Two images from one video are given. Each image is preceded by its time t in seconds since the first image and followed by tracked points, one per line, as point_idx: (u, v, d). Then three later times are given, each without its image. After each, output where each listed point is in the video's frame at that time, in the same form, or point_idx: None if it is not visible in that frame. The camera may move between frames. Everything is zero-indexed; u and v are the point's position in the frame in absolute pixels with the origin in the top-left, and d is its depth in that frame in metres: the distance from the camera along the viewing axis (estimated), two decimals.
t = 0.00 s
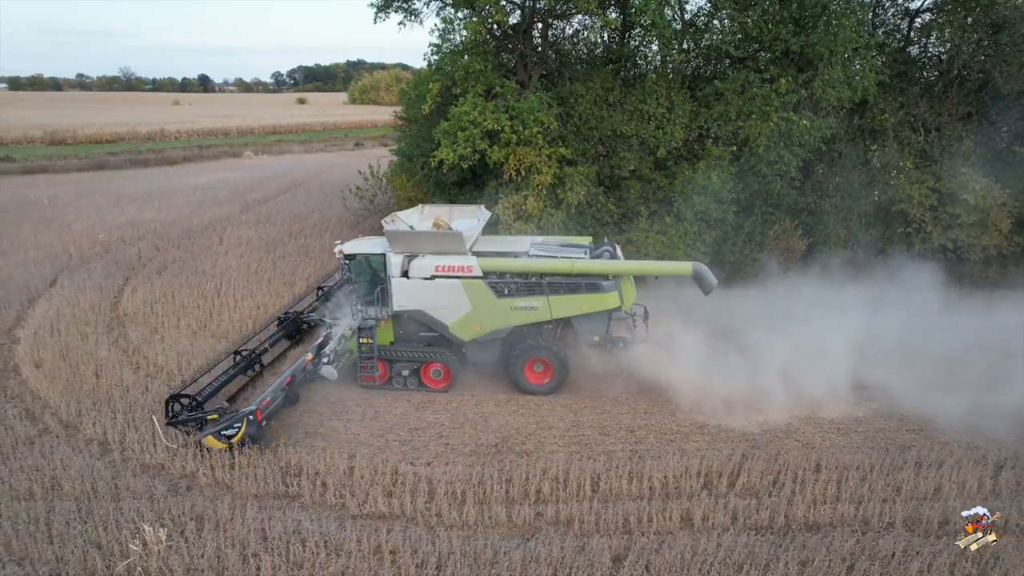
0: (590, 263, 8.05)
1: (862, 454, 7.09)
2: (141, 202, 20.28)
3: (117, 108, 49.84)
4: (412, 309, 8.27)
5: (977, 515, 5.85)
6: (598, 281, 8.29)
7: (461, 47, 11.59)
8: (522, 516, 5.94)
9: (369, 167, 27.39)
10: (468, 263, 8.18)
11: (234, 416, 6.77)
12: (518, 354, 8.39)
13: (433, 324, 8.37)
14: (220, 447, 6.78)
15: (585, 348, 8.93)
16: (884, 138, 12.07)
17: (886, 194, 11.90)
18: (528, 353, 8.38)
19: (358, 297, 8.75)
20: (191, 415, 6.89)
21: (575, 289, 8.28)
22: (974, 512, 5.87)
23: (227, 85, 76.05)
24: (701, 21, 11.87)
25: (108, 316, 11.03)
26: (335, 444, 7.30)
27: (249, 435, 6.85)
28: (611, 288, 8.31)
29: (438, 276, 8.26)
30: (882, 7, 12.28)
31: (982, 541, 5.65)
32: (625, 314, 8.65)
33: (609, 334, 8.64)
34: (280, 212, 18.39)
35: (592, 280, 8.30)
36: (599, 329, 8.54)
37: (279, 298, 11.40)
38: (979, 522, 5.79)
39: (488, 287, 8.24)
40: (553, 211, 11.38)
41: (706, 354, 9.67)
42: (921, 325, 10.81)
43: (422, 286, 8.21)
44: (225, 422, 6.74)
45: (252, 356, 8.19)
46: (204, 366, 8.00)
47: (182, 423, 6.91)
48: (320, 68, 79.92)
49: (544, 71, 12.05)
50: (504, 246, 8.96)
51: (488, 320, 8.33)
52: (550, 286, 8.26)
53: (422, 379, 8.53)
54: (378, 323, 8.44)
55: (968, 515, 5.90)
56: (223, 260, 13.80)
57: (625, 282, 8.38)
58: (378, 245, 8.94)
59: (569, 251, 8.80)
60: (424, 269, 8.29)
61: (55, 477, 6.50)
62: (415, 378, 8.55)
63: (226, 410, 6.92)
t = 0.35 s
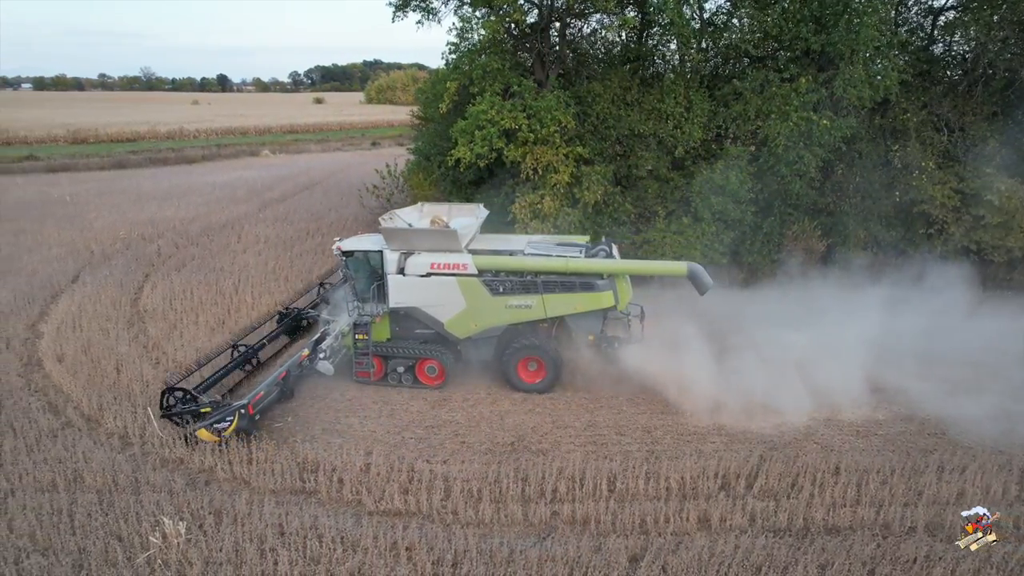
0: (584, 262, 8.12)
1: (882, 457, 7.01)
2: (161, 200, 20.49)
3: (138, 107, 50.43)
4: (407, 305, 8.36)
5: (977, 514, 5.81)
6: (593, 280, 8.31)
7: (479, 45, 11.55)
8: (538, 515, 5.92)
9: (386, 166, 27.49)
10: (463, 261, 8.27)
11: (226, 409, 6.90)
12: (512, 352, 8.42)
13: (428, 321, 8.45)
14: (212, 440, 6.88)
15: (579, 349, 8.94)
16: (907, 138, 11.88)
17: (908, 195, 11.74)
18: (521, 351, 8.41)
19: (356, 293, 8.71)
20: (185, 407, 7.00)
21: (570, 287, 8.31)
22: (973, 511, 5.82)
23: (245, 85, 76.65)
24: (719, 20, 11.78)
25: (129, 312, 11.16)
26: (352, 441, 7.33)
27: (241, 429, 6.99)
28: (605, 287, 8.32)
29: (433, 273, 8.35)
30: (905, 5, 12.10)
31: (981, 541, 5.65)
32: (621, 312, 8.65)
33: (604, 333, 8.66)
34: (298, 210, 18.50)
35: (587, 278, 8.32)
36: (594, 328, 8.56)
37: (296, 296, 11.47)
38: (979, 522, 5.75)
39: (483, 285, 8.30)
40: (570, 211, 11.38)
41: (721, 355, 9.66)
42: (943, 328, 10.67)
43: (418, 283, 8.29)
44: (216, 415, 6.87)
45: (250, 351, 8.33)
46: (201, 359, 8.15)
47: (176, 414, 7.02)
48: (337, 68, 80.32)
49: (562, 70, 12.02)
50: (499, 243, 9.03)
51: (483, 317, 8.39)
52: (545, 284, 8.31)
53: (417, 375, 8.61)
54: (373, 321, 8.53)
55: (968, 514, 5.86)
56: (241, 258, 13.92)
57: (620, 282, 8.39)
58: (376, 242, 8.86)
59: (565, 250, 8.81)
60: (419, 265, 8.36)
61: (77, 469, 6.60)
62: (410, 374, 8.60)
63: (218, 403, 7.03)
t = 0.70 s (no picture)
0: (580, 260, 8.22)
1: (910, 461, 6.91)
2: (184, 198, 20.69)
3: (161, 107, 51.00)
4: (407, 302, 8.51)
5: (978, 515, 5.80)
6: (591, 278, 8.36)
7: (501, 45, 11.53)
8: (561, 514, 5.90)
9: (405, 165, 27.57)
10: (462, 258, 8.41)
11: (224, 403, 7.15)
12: (510, 350, 8.54)
13: (428, 319, 8.59)
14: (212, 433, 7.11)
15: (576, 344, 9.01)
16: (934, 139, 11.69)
17: (934, 196, 11.58)
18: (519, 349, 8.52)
19: (357, 290, 8.85)
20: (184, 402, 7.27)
21: (567, 285, 8.38)
22: (974, 512, 5.82)
23: (266, 85, 77.26)
24: (743, 19, 11.70)
25: (153, 308, 11.29)
26: (374, 438, 7.36)
27: (239, 421, 7.24)
28: (603, 285, 8.34)
29: (432, 270, 8.49)
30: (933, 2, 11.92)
31: (981, 541, 5.64)
32: (620, 311, 8.63)
33: (603, 331, 8.68)
34: (318, 209, 18.61)
35: (585, 277, 8.39)
36: (593, 327, 8.58)
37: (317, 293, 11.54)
38: (978, 521, 5.74)
39: (481, 282, 8.41)
40: (591, 210, 11.35)
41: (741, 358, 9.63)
42: (970, 332, 10.50)
43: (417, 280, 8.44)
44: (215, 409, 7.12)
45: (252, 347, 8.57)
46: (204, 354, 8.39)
47: (175, 408, 7.24)
48: (356, 68, 80.74)
49: (583, 69, 12.01)
50: (498, 242, 9.17)
51: (481, 315, 8.50)
52: (542, 282, 8.39)
53: (417, 372, 8.74)
54: (373, 318, 8.73)
55: (969, 515, 5.85)
56: (263, 256, 14.02)
57: (618, 280, 8.40)
58: (376, 239, 8.94)
59: (562, 249, 8.91)
60: (419, 263, 8.50)
61: (105, 462, 6.70)
62: (410, 371, 8.75)
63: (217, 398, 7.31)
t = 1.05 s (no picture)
0: (585, 259, 8.31)
1: (942, 466, 6.84)
2: (206, 197, 20.86)
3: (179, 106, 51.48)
4: (413, 300, 8.60)
5: (978, 515, 5.73)
6: (595, 277, 8.44)
7: (525, 44, 11.51)
8: (591, 515, 5.89)
9: (424, 165, 27.64)
10: (467, 257, 8.46)
11: (231, 398, 7.24)
12: (513, 348, 8.57)
13: (433, 316, 8.68)
14: (218, 427, 7.27)
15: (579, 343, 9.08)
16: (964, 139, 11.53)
17: (963, 198, 11.43)
18: (524, 346, 8.56)
19: (363, 287, 8.94)
20: (194, 396, 7.41)
21: (571, 284, 8.45)
22: (974, 511, 5.74)
23: (283, 85, 77.79)
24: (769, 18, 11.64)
25: (179, 305, 11.40)
26: (400, 436, 7.38)
27: (247, 416, 7.31)
28: (607, 284, 8.42)
29: (437, 269, 8.54)
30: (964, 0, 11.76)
31: (981, 541, 5.60)
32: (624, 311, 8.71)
33: (607, 330, 8.79)
34: (339, 208, 18.68)
35: (589, 276, 8.47)
36: (596, 325, 8.69)
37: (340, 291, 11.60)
38: (978, 522, 5.66)
39: (487, 280, 8.50)
40: (615, 211, 11.32)
41: (766, 360, 9.61)
42: (1000, 336, 10.35)
43: (423, 278, 8.53)
44: (222, 404, 7.23)
45: (259, 343, 8.68)
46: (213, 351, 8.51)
47: (184, 402, 7.40)
48: (372, 68, 81.08)
49: (607, 69, 12.03)
50: (503, 241, 9.24)
51: (485, 313, 8.58)
52: (547, 281, 8.48)
53: (421, 369, 8.81)
54: (379, 315, 8.78)
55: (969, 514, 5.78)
56: (286, 254, 14.11)
57: (623, 279, 8.48)
58: (382, 237, 9.06)
59: (566, 249, 8.99)
60: (424, 261, 8.55)
61: (137, 458, 6.79)
62: (414, 368, 8.82)
63: (226, 394, 7.43)
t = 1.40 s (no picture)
0: (581, 257, 8.26)
1: (967, 466, 6.84)
2: (214, 197, 20.83)
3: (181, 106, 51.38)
4: (410, 299, 8.62)
5: (976, 515, 5.74)
6: (591, 276, 8.42)
7: (540, 44, 11.49)
8: (619, 515, 5.89)
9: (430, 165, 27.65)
10: (464, 256, 8.48)
11: (229, 396, 7.31)
12: (511, 346, 8.65)
13: (430, 315, 8.71)
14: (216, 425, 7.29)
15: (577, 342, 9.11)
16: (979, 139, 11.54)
17: (977, 198, 11.44)
18: (520, 345, 8.64)
19: (360, 286, 8.98)
20: (191, 394, 7.49)
21: (568, 283, 8.43)
22: (973, 512, 5.76)
23: (284, 85, 77.75)
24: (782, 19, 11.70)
25: (193, 305, 11.39)
26: (422, 436, 7.38)
27: (244, 413, 7.37)
28: (604, 283, 8.38)
29: (434, 267, 8.59)
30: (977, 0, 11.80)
31: (981, 541, 5.60)
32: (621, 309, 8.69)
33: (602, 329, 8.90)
34: (348, 208, 18.68)
35: (586, 274, 8.45)
36: (593, 323, 8.83)
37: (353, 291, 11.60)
38: (979, 522, 5.67)
39: (484, 279, 8.50)
40: (630, 211, 11.30)
41: (780, 360, 9.60)
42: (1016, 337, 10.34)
43: (420, 277, 8.54)
44: (220, 401, 7.27)
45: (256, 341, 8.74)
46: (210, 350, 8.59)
47: (182, 401, 7.47)
48: (374, 68, 81.11)
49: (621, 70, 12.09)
50: (500, 239, 9.22)
51: (482, 312, 8.60)
52: (544, 280, 8.46)
53: (418, 367, 8.90)
54: (376, 314, 8.83)
55: (968, 514, 5.80)
56: (297, 254, 14.11)
57: (619, 278, 8.45)
58: (379, 237, 9.10)
59: (563, 248, 8.96)
60: (421, 259, 8.59)
61: (162, 459, 6.78)
62: (411, 366, 8.91)
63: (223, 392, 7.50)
